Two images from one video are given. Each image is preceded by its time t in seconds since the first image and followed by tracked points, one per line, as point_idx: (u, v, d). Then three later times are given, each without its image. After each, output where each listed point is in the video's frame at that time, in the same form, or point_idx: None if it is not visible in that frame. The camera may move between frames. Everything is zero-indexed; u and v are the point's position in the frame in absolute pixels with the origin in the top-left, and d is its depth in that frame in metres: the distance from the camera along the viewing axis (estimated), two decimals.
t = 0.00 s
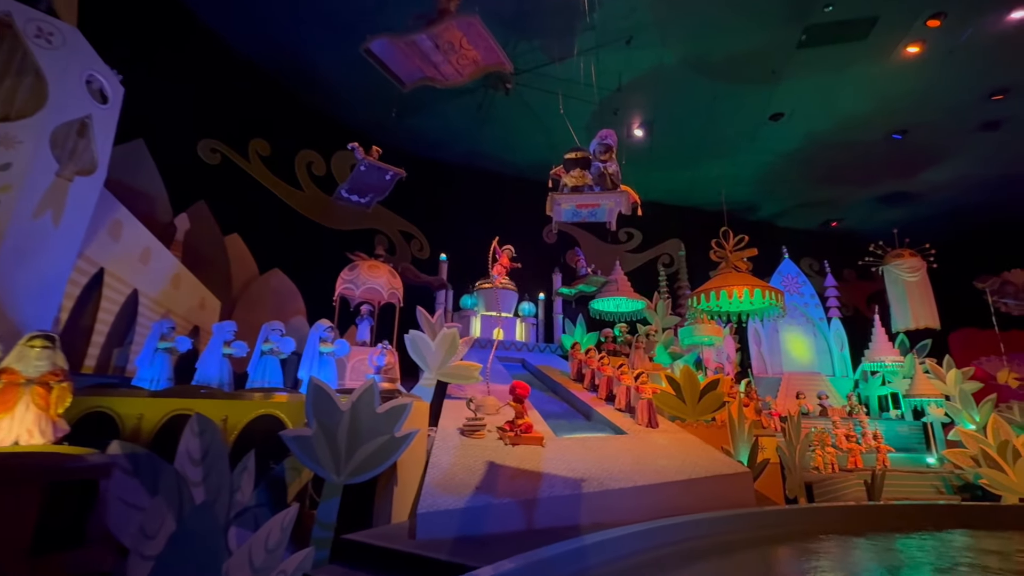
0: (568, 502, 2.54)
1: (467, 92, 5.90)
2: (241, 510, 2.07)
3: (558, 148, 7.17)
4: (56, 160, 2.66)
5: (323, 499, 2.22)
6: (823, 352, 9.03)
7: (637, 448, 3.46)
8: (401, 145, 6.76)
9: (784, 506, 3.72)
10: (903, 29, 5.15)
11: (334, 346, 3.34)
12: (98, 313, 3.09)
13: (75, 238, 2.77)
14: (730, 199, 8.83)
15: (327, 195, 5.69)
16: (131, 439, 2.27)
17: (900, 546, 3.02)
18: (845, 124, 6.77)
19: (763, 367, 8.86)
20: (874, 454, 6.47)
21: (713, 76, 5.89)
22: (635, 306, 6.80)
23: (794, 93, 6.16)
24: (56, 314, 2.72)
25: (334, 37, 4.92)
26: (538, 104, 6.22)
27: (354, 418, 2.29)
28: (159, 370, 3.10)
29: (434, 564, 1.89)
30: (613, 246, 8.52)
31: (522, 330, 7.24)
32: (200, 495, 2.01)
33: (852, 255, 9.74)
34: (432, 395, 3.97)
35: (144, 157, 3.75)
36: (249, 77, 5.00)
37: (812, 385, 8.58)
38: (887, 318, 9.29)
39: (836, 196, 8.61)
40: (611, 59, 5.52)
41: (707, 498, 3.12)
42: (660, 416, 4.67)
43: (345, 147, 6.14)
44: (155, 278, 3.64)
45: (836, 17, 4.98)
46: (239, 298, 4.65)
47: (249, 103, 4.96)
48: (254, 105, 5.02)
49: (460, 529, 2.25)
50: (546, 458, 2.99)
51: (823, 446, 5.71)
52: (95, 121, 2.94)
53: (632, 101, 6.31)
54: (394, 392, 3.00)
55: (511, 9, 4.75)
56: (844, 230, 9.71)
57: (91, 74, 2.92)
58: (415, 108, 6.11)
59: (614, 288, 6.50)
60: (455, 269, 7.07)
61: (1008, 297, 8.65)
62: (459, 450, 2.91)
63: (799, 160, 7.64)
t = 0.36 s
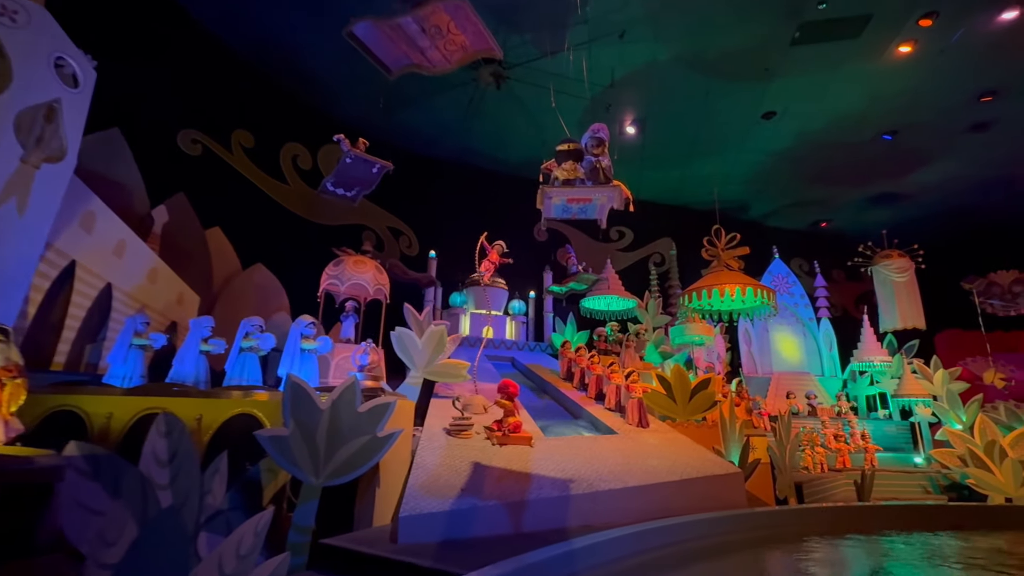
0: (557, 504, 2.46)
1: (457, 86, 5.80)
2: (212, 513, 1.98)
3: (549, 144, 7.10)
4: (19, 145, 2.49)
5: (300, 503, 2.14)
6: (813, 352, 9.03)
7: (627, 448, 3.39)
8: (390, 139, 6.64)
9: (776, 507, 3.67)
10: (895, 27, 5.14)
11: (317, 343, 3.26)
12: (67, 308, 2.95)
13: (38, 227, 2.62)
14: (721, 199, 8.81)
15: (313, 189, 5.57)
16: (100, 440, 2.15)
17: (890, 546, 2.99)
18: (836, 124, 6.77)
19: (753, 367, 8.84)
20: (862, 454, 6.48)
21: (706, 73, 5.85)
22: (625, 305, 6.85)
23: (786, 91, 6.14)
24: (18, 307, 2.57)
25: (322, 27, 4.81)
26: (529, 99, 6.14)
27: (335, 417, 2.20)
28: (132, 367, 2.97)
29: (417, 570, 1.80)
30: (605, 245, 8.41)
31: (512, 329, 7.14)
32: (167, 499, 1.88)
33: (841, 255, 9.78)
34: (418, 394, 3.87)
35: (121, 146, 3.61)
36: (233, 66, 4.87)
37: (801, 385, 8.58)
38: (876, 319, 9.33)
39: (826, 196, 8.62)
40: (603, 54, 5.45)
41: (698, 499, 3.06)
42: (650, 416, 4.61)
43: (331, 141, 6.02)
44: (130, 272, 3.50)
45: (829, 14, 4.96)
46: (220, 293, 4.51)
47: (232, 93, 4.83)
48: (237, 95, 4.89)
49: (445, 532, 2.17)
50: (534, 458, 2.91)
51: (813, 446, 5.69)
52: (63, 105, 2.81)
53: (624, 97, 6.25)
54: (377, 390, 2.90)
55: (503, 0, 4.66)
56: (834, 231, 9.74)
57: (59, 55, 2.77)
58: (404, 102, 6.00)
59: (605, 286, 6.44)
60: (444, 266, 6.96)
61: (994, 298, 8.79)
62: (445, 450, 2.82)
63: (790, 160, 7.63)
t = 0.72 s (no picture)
0: (543, 505, 2.39)
1: (445, 78, 5.70)
2: (177, 518, 1.91)
3: (539, 140, 7.02)
4: None
5: (273, 508, 2.01)
6: (800, 351, 9.06)
7: (615, 447, 3.32)
8: (376, 132, 6.51)
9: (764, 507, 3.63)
10: (885, 26, 5.14)
11: (295, 339, 3.15)
12: (31, 301, 2.79)
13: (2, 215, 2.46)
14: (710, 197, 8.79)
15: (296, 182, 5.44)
16: (62, 439, 2.04)
17: (878, 545, 2.96)
18: (826, 123, 6.77)
19: (741, 366, 8.85)
20: (847, 452, 6.51)
21: (697, 70, 5.80)
22: (615, 303, 6.78)
23: (776, 89, 6.12)
24: None
25: (306, 14, 4.68)
26: (519, 93, 6.05)
27: (311, 415, 2.09)
28: (99, 363, 2.84)
29: None
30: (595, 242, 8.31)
31: (500, 326, 7.02)
32: (126, 503, 1.73)
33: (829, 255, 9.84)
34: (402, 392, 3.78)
35: (93, 134, 3.47)
36: (213, 53, 4.71)
37: (788, 383, 8.60)
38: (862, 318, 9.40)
39: (815, 196, 8.65)
40: (593, 48, 5.38)
41: (687, 500, 2.99)
42: (639, 414, 4.56)
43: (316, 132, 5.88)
44: (101, 264, 3.35)
45: (820, 11, 4.93)
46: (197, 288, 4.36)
47: (210, 80, 4.67)
48: (216, 83, 4.73)
49: (427, 535, 2.08)
50: (520, 458, 2.83)
51: (800, 445, 5.69)
52: (26, 86, 2.63)
53: (614, 93, 6.19)
54: (358, 387, 2.79)
55: None
56: (821, 230, 9.79)
57: (20, 32, 2.60)
58: (391, 93, 5.88)
59: (594, 283, 6.39)
60: (431, 262, 6.85)
61: (977, 298, 8.92)
62: (428, 450, 2.74)
63: (778, 159, 7.64)
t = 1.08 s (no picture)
0: (530, 506, 2.30)
1: (434, 69, 5.59)
2: (140, 522, 1.96)
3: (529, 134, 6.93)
4: None
5: (244, 510, 1.94)
6: (788, 349, 9.08)
7: (603, 446, 3.26)
8: (363, 124, 6.38)
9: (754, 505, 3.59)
10: (876, 23, 5.12)
11: (272, 333, 3.06)
12: None
13: None
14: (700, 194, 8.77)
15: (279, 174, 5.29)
16: (20, 440, 1.86)
17: (868, 545, 2.93)
18: (815, 121, 6.77)
19: (729, 364, 8.85)
20: (834, 450, 6.51)
21: (688, 64, 5.75)
22: (605, 300, 6.68)
23: (767, 85, 6.10)
24: None
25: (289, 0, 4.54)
26: (509, 86, 5.95)
27: (286, 413, 1.99)
28: (63, 359, 2.72)
29: None
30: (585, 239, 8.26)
31: (488, 323, 6.95)
32: (80, 505, 1.86)
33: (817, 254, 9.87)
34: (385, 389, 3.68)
35: (61, 119, 3.32)
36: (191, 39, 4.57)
37: (776, 381, 8.61)
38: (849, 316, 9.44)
39: (803, 194, 8.66)
40: (584, 41, 5.30)
41: (677, 499, 2.93)
42: (628, 412, 4.50)
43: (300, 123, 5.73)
44: (69, 256, 3.20)
45: (812, 6, 4.90)
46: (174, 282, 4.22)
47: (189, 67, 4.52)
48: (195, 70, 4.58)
49: (408, 538, 1.98)
50: (506, 457, 2.75)
51: (788, 443, 5.68)
52: None
53: (605, 87, 6.12)
54: (338, 383, 2.69)
55: None
56: (809, 229, 9.83)
57: None
58: (378, 84, 5.76)
59: (583, 280, 6.32)
60: (419, 258, 6.74)
61: (961, 297, 8.98)
62: (412, 449, 2.64)
63: (768, 156, 7.63)
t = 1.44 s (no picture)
0: (514, 507, 2.21)
1: (420, 60, 5.47)
2: (96, 528, 1.76)
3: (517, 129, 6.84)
4: None
5: (209, 513, 1.86)
6: (775, 346, 9.10)
7: (590, 444, 3.18)
8: (348, 117, 6.25)
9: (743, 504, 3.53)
10: (866, 20, 5.11)
11: (247, 328, 3.05)
12: None
13: None
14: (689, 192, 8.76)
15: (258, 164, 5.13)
16: None
17: (856, 543, 2.90)
18: (804, 119, 6.76)
19: (717, 361, 8.84)
20: (821, 447, 6.51)
21: (677, 59, 5.70)
22: (593, 296, 6.63)
23: (756, 81, 6.07)
24: None
25: None
26: (497, 79, 5.86)
27: (257, 411, 1.88)
28: (21, 355, 2.57)
29: None
30: (573, 236, 8.20)
31: (475, 320, 6.86)
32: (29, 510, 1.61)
33: (804, 252, 9.93)
34: (367, 387, 3.58)
35: (24, 102, 3.17)
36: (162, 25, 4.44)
37: (763, 379, 8.62)
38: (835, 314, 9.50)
39: (791, 192, 8.68)
40: (573, 32, 5.21)
41: (665, 498, 2.87)
42: (616, 409, 4.44)
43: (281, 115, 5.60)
44: (31, 247, 3.02)
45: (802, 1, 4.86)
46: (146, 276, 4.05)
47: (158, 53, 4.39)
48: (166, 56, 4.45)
49: (385, 543, 1.88)
50: (491, 456, 2.66)
51: (775, 440, 5.66)
52: None
53: (595, 81, 6.05)
54: (315, 379, 2.57)
55: None
56: (796, 227, 9.87)
57: None
58: (362, 74, 5.62)
59: (571, 276, 6.26)
60: (404, 253, 6.60)
61: (945, 296, 9.23)
62: (392, 448, 2.54)
63: (757, 154, 7.62)
